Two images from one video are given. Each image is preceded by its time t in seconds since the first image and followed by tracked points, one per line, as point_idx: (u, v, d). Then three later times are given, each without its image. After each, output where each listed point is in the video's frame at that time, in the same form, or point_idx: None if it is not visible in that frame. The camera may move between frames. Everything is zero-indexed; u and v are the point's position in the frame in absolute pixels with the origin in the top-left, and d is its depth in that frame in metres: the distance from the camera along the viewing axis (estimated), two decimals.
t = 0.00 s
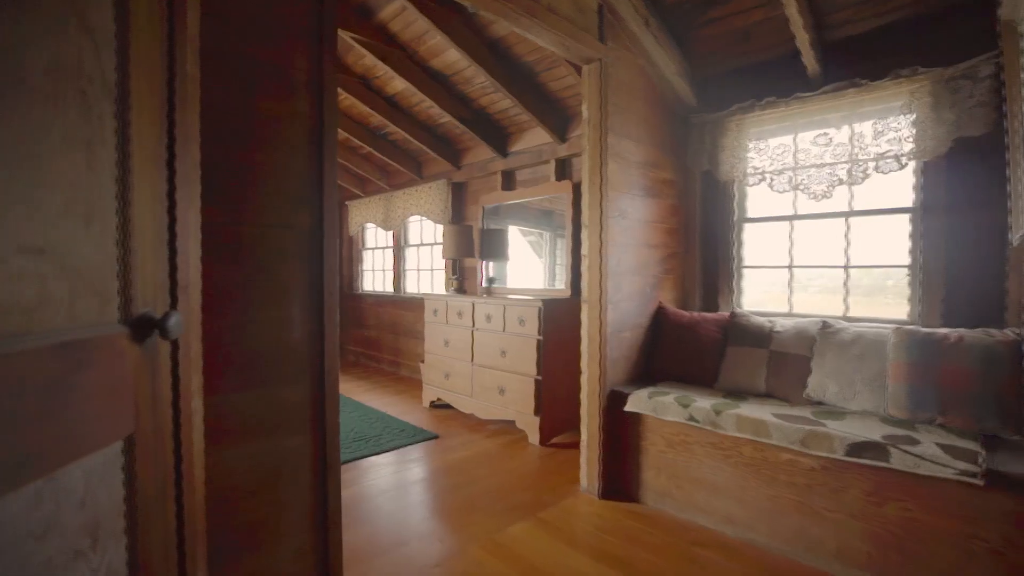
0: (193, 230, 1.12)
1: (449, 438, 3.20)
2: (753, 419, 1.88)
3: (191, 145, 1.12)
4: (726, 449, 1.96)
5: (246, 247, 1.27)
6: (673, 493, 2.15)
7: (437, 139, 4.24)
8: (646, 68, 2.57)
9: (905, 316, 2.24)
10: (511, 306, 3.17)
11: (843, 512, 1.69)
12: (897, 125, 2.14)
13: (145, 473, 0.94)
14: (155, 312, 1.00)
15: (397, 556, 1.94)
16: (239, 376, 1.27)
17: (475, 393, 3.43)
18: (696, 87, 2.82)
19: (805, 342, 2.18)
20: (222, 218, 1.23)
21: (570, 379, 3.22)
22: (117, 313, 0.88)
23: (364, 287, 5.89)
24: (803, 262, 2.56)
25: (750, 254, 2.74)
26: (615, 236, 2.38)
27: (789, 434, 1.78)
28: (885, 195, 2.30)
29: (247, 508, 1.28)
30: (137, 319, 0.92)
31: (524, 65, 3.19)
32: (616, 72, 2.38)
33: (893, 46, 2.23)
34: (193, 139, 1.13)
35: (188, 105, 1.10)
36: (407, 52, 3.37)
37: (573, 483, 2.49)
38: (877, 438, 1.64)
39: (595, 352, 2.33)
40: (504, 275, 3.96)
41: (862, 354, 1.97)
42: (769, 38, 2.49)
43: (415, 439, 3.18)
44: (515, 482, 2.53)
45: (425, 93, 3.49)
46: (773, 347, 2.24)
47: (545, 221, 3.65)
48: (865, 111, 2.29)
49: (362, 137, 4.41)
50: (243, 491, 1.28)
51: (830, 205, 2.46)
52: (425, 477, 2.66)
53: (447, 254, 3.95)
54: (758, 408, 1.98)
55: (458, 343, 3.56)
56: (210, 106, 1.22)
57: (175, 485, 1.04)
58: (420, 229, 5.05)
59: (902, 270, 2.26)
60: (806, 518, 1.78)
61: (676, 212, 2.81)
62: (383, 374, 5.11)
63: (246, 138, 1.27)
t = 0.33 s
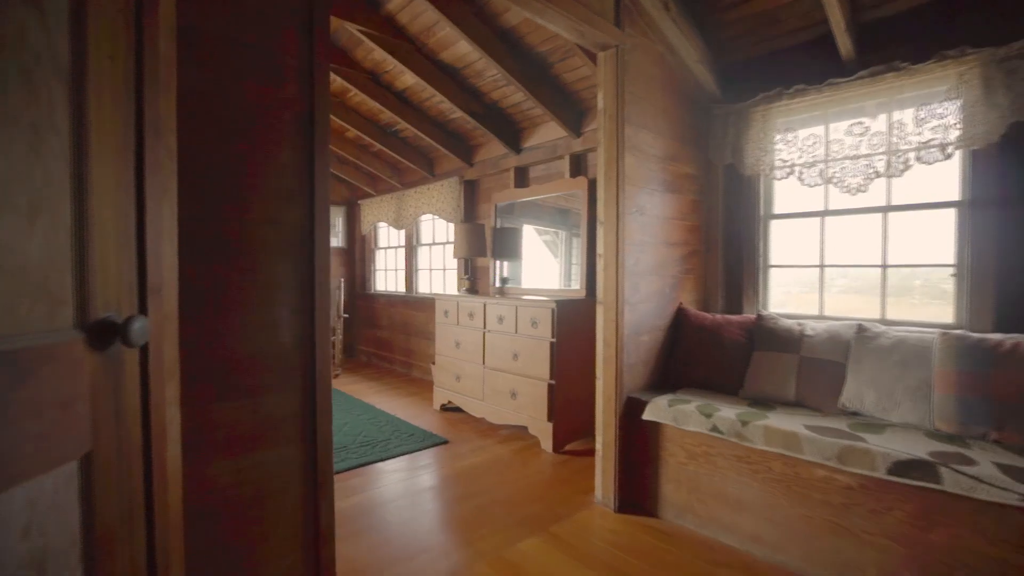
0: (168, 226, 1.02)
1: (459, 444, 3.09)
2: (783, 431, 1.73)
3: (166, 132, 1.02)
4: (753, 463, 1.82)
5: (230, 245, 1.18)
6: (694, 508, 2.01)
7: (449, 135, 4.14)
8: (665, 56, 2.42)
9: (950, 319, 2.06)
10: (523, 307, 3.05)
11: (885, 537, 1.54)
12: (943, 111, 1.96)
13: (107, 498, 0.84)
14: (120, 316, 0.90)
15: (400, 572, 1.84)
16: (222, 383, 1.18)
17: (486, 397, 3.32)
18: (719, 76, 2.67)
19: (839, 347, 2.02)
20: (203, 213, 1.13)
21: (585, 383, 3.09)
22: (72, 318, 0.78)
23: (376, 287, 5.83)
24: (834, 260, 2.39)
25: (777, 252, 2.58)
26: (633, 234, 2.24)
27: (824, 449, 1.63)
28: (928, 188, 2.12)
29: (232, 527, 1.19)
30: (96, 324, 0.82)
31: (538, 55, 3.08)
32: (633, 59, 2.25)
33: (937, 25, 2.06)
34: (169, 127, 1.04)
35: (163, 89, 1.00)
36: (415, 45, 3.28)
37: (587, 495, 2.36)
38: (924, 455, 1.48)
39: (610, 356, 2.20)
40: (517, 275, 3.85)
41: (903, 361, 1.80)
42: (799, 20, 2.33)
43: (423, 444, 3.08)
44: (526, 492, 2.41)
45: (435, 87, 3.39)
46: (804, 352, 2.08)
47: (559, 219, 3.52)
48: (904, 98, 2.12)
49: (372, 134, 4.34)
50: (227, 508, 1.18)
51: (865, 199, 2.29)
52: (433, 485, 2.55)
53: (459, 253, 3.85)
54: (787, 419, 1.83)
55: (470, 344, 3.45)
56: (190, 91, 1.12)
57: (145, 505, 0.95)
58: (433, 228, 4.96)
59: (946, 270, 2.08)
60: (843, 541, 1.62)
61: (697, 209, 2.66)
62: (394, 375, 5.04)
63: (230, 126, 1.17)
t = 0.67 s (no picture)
0: (138, 219, 0.93)
1: (470, 448, 2.99)
2: (816, 445, 1.58)
3: (133, 117, 0.92)
4: (783, 478, 1.67)
5: (209, 241, 1.09)
6: (718, 524, 1.87)
7: (461, 131, 4.04)
8: (687, 40, 2.28)
9: (1004, 323, 1.88)
10: (536, 308, 2.94)
11: (935, 565, 1.38)
12: (996, 93, 1.78)
13: (61, 524, 0.74)
14: (75, 317, 0.79)
15: None
16: (202, 391, 1.09)
17: (498, 401, 3.21)
18: (744, 62, 2.51)
19: (878, 352, 1.85)
20: (179, 206, 1.04)
21: (601, 387, 2.96)
22: (14, 320, 0.67)
23: (389, 287, 5.78)
24: (871, 258, 2.21)
25: (808, 249, 2.41)
26: (652, 230, 2.11)
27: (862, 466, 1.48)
28: (978, 178, 1.94)
29: (213, 546, 1.10)
30: (43, 327, 0.71)
31: (551, 45, 2.96)
32: (652, 44, 2.11)
33: None
34: (137, 111, 0.94)
35: (131, 68, 0.91)
36: (425, 37, 3.20)
37: (602, 507, 2.24)
38: (980, 475, 1.32)
39: (627, 360, 2.07)
40: (532, 274, 3.73)
41: (952, 368, 1.63)
42: None
43: (433, 448, 2.98)
44: (538, 503, 2.30)
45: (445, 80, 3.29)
46: (839, 357, 1.91)
47: (575, 216, 3.40)
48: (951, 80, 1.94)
49: (384, 131, 4.27)
50: (207, 526, 1.09)
51: (905, 191, 2.11)
52: (441, 492, 2.45)
53: (471, 252, 3.75)
54: (822, 431, 1.68)
55: (481, 346, 3.35)
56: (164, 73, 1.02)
57: (107, 529, 0.85)
58: (446, 226, 4.88)
59: (999, 268, 1.90)
60: (885, 567, 1.47)
61: (720, 204, 2.51)
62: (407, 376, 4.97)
63: (210, 111, 1.08)
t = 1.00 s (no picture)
0: (90, 209, 0.80)
1: (482, 455, 2.87)
2: (862, 463, 1.41)
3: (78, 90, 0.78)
4: (822, 499, 1.51)
5: (178, 235, 0.95)
6: (747, 547, 1.71)
7: (475, 126, 3.93)
8: (712, 20, 2.11)
9: None
10: (551, 309, 2.79)
11: None
12: None
13: None
14: None
15: None
16: (167, 409, 0.94)
17: (512, 405, 3.08)
18: (775, 44, 2.34)
19: (929, 359, 1.65)
20: (139, 194, 0.90)
21: (620, 393, 2.80)
22: None
23: (404, 287, 5.70)
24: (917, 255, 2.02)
25: (846, 245, 2.23)
26: (674, 225, 1.95)
27: (916, 490, 1.30)
28: None
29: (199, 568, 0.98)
30: None
31: (567, 32, 2.82)
32: (674, 24, 1.95)
33: None
34: (84, 83, 0.79)
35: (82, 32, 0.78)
36: (435, 27, 3.08)
37: (620, 523, 2.09)
38: None
39: (648, 366, 1.91)
40: (548, 273, 3.59)
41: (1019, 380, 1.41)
42: None
43: (444, 455, 2.86)
44: (552, 518, 2.16)
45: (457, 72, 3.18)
46: (884, 365, 1.73)
47: (592, 213, 3.24)
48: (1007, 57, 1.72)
49: (396, 127, 4.18)
50: (195, 545, 0.98)
51: (958, 180, 1.91)
52: (450, 502, 2.33)
53: (485, 250, 3.63)
54: (869, 448, 1.49)
55: (494, 348, 3.22)
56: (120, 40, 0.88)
57: None
58: (461, 224, 4.78)
59: None
60: None
61: (749, 197, 2.33)
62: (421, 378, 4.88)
63: (178, 87, 0.94)
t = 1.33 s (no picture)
0: (23, 196, 0.70)
1: (492, 464, 2.74)
2: (912, 488, 1.24)
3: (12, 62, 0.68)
4: (867, 528, 1.34)
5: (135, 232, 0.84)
6: None
7: (488, 122, 3.81)
8: None
9: None
10: (565, 311, 2.65)
11: None
12: None
13: None
14: None
15: None
16: (122, 426, 0.84)
17: (524, 411, 2.94)
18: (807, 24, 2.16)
19: (988, 370, 1.46)
20: (85, 182, 0.80)
21: (638, 400, 2.65)
22: None
23: (417, 287, 5.62)
24: (970, 253, 1.82)
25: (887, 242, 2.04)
26: (697, 221, 1.80)
27: (979, 522, 1.13)
28: None
29: None
30: None
31: (583, 18, 2.68)
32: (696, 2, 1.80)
33: None
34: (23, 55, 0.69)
35: None
36: (444, 17, 2.97)
37: (638, 542, 1.94)
38: None
39: (667, 374, 1.76)
40: (564, 273, 3.44)
41: None
42: None
43: (452, 463, 2.73)
44: (565, 535, 2.02)
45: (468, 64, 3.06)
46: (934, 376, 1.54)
47: (610, 210, 3.08)
48: None
49: (408, 123, 4.08)
50: None
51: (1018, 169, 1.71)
52: (457, 515, 2.21)
53: (497, 249, 3.51)
54: (918, 469, 1.32)
55: (506, 351, 3.10)
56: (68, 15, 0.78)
57: None
58: (474, 223, 4.67)
59: None
60: None
61: (779, 191, 2.15)
62: (433, 380, 4.78)
63: (130, 62, 0.84)
